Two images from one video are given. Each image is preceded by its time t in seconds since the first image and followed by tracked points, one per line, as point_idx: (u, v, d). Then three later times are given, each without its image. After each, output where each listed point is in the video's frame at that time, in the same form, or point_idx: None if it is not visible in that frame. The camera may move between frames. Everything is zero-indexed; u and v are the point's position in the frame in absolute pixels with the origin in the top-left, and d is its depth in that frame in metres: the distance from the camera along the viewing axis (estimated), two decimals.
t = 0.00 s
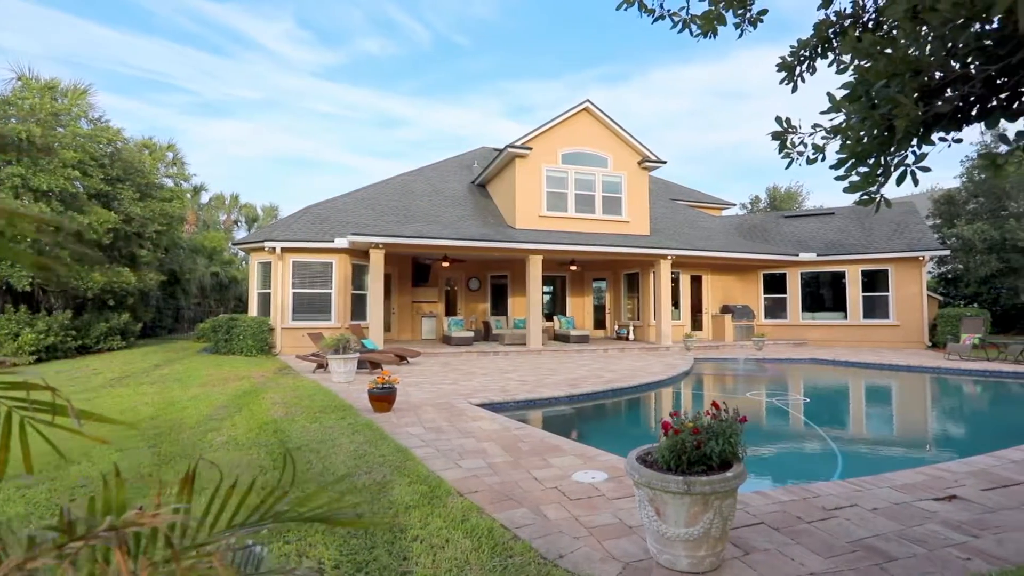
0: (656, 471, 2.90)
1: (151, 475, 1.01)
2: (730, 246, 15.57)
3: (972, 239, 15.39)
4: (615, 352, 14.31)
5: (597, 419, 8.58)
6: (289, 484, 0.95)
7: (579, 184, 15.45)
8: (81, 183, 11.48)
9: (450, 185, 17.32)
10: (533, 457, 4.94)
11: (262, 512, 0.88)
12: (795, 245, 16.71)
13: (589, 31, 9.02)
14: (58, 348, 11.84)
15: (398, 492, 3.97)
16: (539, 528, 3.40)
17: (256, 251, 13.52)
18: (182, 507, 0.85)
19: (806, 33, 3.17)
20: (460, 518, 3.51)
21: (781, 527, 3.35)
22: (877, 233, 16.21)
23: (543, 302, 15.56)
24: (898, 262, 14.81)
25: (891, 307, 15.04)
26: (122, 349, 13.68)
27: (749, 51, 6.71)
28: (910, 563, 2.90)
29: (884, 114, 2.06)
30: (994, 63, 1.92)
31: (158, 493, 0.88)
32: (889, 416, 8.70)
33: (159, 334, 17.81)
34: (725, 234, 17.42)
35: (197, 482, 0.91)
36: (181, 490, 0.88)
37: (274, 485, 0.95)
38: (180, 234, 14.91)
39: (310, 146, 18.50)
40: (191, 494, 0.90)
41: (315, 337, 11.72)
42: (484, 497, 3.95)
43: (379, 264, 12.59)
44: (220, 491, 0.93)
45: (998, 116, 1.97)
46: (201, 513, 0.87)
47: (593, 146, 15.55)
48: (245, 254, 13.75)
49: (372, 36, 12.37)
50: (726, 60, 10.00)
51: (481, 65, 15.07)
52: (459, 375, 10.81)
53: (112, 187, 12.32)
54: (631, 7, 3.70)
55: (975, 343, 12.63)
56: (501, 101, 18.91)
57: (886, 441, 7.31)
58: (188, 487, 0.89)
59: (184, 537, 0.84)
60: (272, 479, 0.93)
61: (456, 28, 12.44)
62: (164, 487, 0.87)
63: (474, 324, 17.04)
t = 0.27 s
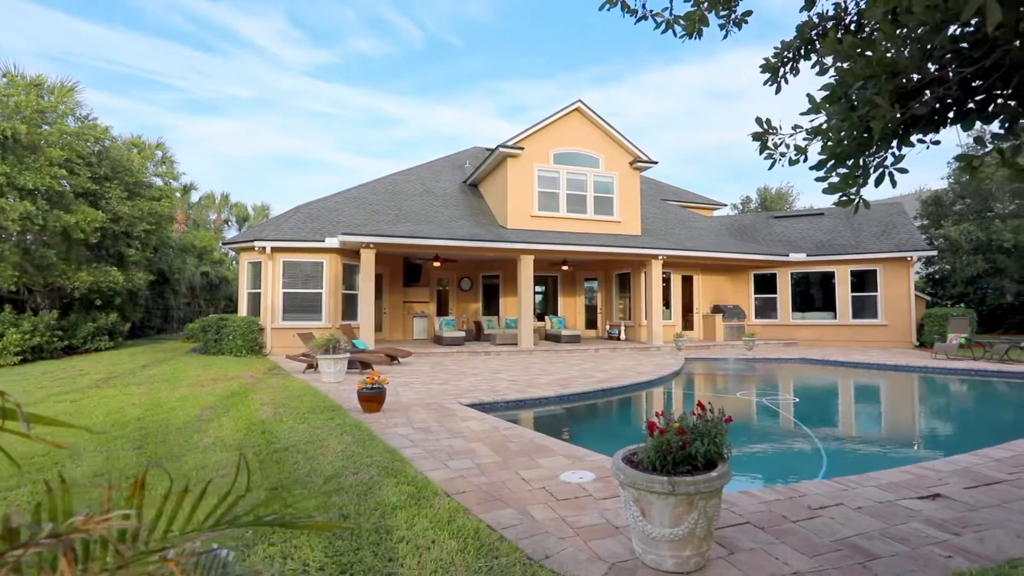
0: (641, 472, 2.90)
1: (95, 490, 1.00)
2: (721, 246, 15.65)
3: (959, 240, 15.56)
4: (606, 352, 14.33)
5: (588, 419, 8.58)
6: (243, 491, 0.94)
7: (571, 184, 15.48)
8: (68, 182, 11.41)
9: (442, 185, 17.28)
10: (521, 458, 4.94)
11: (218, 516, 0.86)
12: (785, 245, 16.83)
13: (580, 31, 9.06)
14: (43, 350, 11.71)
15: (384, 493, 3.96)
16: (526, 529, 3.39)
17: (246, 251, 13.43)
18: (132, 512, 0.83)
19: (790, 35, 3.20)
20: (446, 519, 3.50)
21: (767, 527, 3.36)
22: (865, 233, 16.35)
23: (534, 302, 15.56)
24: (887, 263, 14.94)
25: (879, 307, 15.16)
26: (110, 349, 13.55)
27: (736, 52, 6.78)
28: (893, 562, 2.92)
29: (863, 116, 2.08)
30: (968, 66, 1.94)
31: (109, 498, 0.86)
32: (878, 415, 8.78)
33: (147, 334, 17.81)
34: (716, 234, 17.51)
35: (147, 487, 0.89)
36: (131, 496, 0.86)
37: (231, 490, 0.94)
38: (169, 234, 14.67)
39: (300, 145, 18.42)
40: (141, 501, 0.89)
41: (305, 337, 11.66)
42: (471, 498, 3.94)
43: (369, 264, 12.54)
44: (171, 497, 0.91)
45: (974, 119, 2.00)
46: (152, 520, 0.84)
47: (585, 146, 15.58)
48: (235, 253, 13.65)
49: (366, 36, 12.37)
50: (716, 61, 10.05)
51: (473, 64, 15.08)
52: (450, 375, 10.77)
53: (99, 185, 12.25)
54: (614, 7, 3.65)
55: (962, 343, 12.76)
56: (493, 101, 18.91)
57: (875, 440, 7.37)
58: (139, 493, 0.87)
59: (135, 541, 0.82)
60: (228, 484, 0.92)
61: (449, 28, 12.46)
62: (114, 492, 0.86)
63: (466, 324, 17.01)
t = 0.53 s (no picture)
0: (625, 472, 2.91)
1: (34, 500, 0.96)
2: (712, 246, 15.72)
3: (946, 241, 15.72)
4: (597, 352, 14.35)
5: (578, 419, 8.58)
6: (194, 495, 0.93)
7: (562, 184, 15.50)
8: (55, 180, 11.27)
9: (433, 185, 17.25)
10: (510, 458, 4.93)
11: (167, 523, 0.86)
12: (775, 246, 16.93)
13: (570, 31, 9.08)
14: (29, 350, 11.58)
15: (369, 493, 3.94)
16: (512, 529, 3.39)
17: (236, 250, 13.36)
18: (72, 519, 0.81)
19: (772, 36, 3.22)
20: (432, 519, 3.49)
21: (751, 526, 3.38)
22: (855, 234, 16.47)
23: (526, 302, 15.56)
24: (876, 263, 15.06)
25: (868, 307, 15.28)
26: (97, 350, 13.42)
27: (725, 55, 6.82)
28: (875, 560, 2.94)
29: (837, 118, 2.10)
30: (943, 67, 1.93)
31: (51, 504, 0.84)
32: (867, 414, 8.84)
33: (136, 334, 17.70)
34: (708, 235, 17.59)
35: (93, 489, 0.86)
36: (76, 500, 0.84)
37: (180, 496, 0.92)
38: (159, 233, 14.49)
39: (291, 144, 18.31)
40: (88, 503, 0.86)
41: (294, 337, 11.60)
42: (457, 498, 3.93)
43: (360, 264, 12.50)
44: (119, 500, 0.89)
45: (949, 120, 2.00)
46: (99, 524, 0.82)
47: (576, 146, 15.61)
48: (224, 253, 13.56)
49: (358, 34, 12.32)
50: (707, 62, 10.09)
51: (466, 64, 15.10)
52: (441, 375, 10.74)
53: (87, 184, 12.10)
54: (595, 7, 3.66)
55: (948, 343, 12.89)
56: (485, 101, 18.89)
57: (864, 439, 7.41)
58: (82, 497, 0.84)
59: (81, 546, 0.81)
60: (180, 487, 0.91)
61: (442, 28, 12.43)
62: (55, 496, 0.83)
63: (457, 324, 17.00)
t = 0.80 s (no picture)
0: (610, 471, 2.91)
1: None
2: (703, 246, 15.78)
3: (935, 241, 15.88)
4: (589, 352, 14.35)
5: (569, 418, 8.58)
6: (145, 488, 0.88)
7: (554, 184, 15.51)
8: (42, 179, 11.13)
9: (425, 184, 17.21)
10: (498, 458, 4.92)
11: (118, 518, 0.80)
12: (767, 246, 17.02)
13: (561, 32, 9.10)
14: (15, 351, 11.43)
15: (355, 493, 3.92)
16: (498, 529, 3.37)
17: (227, 250, 13.27)
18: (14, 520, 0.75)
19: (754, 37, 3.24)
20: (418, 520, 3.47)
21: (736, 525, 3.39)
22: (845, 234, 16.58)
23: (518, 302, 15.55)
24: (865, 264, 15.17)
25: (858, 308, 15.38)
26: (85, 350, 13.28)
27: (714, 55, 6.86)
28: (858, 558, 2.95)
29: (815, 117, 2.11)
30: (916, 67, 1.94)
31: None
32: (856, 413, 8.89)
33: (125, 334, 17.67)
34: (699, 235, 17.65)
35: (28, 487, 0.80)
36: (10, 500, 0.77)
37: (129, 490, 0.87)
38: (148, 233, 14.35)
39: (283, 143, 18.22)
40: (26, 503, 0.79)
41: (285, 337, 11.52)
42: (444, 499, 3.91)
43: (352, 264, 12.44)
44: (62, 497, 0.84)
45: (923, 119, 1.98)
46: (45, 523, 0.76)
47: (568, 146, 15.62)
48: (214, 252, 13.46)
49: (351, 32, 12.27)
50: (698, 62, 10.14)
51: (458, 64, 15.09)
52: (432, 375, 10.70)
53: (74, 183, 11.96)
54: (576, 6, 3.66)
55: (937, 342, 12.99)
56: (477, 100, 18.86)
57: (853, 438, 7.46)
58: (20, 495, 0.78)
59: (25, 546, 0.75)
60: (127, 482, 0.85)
61: (434, 27, 12.41)
62: None
63: (450, 324, 16.96)
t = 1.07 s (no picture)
0: (592, 471, 2.90)
1: None
2: (695, 247, 15.83)
3: (923, 242, 16.00)
4: (581, 352, 14.35)
5: (560, 418, 8.58)
6: (94, 482, 0.82)
7: (546, 184, 15.52)
8: (29, 177, 11.00)
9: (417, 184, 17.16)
10: (486, 458, 4.90)
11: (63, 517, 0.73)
12: (758, 247, 17.10)
13: (552, 32, 9.10)
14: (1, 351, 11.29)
15: (341, 493, 3.90)
16: (482, 529, 3.36)
17: (217, 249, 13.20)
18: None
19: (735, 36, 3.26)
20: (402, 520, 3.45)
21: (720, 524, 3.39)
22: (835, 235, 16.69)
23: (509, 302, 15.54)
24: (855, 264, 15.28)
25: (848, 308, 15.48)
26: (72, 351, 13.15)
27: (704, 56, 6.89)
28: (840, 556, 2.97)
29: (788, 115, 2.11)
30: (887, 65, 1.94)
31: None
32: (846, 413, 8.93)
33: (114, 334, 17.54)
34: (691, 235, 17.71)
35: None
36: None
37: (75, 481, 0.80)
38: (137, 232, 14.22)
39: (274, 142, 18.13)
40: None
41: (274, 337, 11.45)
42: (430, 499, 3.89)
43: (343, 263, 12.38)
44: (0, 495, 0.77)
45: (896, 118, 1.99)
46: None
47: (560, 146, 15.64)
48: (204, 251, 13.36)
49: (343, 31, 12.21)
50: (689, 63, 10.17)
51: (451, 64, 15.05)
52: (423, 375, 10.65)
53: (61, 181, 11.84)
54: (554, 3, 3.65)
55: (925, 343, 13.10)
56: (469, 100, 18.82)
57: (842, 437, 7.49)
58: None
59: None
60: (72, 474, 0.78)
61: (427, 27, 12.39)
62: None
63: (441, 324, 16.93)
